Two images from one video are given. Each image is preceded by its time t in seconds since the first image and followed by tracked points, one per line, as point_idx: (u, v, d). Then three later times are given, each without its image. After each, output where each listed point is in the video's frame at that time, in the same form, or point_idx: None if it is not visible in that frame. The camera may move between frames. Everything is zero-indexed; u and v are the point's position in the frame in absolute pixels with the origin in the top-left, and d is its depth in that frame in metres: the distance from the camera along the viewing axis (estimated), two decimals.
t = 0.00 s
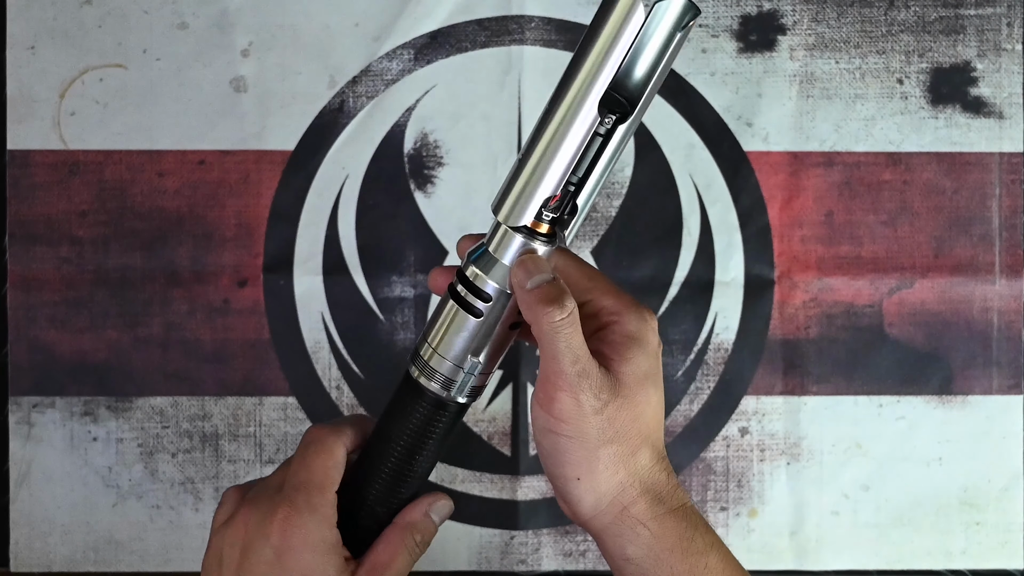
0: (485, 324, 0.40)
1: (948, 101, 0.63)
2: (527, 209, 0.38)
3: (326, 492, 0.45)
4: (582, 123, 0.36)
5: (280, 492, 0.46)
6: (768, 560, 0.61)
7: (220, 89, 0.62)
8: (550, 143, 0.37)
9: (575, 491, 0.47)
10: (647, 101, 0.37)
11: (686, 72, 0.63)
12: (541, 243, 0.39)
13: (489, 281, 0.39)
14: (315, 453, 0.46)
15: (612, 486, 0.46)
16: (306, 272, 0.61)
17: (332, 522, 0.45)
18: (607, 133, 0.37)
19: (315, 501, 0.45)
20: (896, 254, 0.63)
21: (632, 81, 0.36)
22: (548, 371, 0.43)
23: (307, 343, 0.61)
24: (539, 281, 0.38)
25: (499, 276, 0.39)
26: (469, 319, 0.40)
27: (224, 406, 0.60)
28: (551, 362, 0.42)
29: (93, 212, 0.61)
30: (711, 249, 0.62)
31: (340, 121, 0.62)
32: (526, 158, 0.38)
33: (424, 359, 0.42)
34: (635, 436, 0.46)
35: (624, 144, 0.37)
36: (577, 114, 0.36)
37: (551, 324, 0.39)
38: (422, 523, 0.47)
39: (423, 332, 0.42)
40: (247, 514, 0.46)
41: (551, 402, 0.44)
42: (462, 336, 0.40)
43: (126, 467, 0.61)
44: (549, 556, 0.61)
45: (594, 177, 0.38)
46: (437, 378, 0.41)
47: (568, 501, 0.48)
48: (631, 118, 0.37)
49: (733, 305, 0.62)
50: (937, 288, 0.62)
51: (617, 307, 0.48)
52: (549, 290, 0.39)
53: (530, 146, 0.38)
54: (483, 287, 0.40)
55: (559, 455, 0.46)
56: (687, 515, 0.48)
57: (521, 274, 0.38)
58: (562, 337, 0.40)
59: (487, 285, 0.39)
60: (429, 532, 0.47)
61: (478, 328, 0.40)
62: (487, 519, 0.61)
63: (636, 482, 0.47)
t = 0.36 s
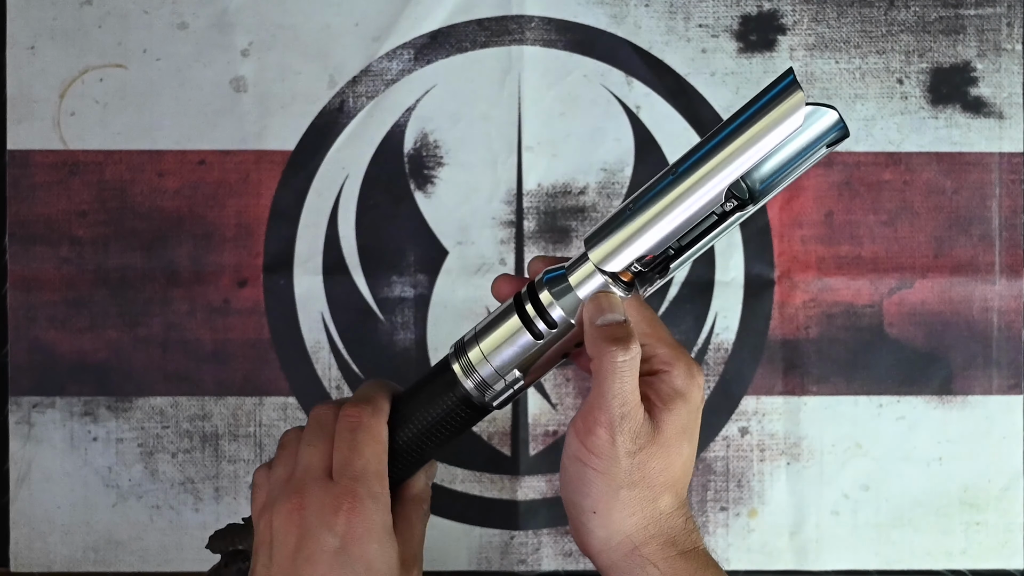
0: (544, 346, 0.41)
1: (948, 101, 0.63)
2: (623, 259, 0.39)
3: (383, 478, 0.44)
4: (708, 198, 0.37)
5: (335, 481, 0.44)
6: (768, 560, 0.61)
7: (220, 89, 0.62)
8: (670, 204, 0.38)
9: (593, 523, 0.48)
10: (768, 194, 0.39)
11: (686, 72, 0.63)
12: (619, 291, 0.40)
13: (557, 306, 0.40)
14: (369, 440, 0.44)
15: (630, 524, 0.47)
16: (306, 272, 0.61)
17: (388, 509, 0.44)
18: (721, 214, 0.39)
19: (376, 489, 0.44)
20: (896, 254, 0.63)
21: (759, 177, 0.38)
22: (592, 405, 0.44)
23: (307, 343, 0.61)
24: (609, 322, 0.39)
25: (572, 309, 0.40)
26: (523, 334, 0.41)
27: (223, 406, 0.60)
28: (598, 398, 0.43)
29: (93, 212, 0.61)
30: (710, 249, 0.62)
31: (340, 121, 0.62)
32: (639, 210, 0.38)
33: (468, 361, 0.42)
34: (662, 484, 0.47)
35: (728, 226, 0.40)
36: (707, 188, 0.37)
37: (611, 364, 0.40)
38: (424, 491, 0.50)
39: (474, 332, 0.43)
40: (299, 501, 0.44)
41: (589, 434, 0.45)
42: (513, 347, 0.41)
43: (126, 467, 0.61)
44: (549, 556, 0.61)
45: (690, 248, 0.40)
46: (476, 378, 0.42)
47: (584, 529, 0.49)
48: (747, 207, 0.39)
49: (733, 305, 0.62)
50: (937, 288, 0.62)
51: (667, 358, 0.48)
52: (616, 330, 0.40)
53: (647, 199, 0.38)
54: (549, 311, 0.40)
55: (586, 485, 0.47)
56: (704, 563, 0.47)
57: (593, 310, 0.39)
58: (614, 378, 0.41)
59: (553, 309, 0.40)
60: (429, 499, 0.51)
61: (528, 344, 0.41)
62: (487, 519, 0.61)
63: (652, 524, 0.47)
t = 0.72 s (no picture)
0: (566, 338, 0.41)
1: (948, 101, 0.63)
2: (646, 251, 0.39)
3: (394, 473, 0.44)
4: (730, 191, 0.38)
5: (346, 475, 0.43)
6: (768, 560, 0.61)
7: (220, 89, 0.62)
8: (691, 197, 0.38)
9: (615, 515, 0.48)
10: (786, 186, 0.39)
11: (686, 72, 0.63)
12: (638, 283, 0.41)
13: (578, 299, 0.41)
14: (382, 436, 0.44)
15: (652, 514, 0.47)
16: (306, 272, 0.61)
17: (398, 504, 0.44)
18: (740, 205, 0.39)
19: (388, 484, 0.43)
20: (896, 254, 0.63)
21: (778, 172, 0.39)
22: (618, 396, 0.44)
23: (306, 343, 0.61)
24: (633, 313, 0.40)
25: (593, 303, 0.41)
26: (542, 326, 0.41)
27: (223, 406, 0.60)
28: (623, 388, 0.43)
29: (93, 212, 0.61)
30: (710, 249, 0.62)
31: (340, 121, 0.62)
32: (660, 202, 0.39)
33: (487, 355, 0.42)
34: (683, 474, 0.47)
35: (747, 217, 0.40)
36: (729, 182, 0.37)
37: (636, 354, 0.41)
38: (434, 491, 0.49)
39: (492, 327, 0.43)
40: (309, 494, 0.44)
41: (613, 425, 0.45)
42: (531, 341, 0.41)
43: (126, 467, 0.61)
44: (550, 556, 0.61)
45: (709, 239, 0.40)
46: (494, 372, 0.42)
47: (603, 521, 0.49)
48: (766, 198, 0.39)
49: (733, 305, 0.62)
50: (936, 288, 0.62)
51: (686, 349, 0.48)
52: (640, 321, 0.40)
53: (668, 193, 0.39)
54: (569, 304, 0.41)
55: (608, 477, 0.47)
56: (717, 551, 0.49)
57: (615, 303, 0.40)
58: (639, 367, 0.41)
59: (573, 301, 0.41)
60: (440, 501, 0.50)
61: (547, 338, 0.41)
62: (487, 518, 0.61)
63: (673, 512, 0.48)
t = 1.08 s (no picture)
0: (554, 334, 0.41)
1: (948, 101, 0.63)
2: (631, 242, 0.39)
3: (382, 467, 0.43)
4: (714, 178, 0.38)
5: (333, 470, 0.43)
6: (768, 560, 0.61)
7: (220, 89, 0.62)
8: (676, 185, 0.38)
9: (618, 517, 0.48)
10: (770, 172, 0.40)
11: (686, 72, 0.63)
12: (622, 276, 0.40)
13: (564, 293, 0.40)
14: (366, 431, 0.44)
15: (653, 513, 0.47)
16: (306, 272, 0.61)
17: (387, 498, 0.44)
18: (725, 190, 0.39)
19: (375, 478, 0.43)
20: (896, 254, 0.63)
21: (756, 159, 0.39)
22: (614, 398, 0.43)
23: (307, 343, 0.61)
24: (624, 310, 0.39)
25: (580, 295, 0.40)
26: (530, 322, 0.40)
27: (223, 406, 0.60)
28: (617, 389, 0.43)
29: (93, 212, 0.61)
30: (711, 249, 0.62)
31: (340, 121, 0.62)
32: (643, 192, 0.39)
33: (475, 352, 0.42)
34: (681, 470, 0.47)
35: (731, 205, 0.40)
36: (712, 168, 0.37)
37: (627, 352, 0.40)
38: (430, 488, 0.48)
39: (479, 324, 0.42)
40: (298, 490, 0.44)
41: (611, 428, 0.45)
42: (520, 337, 0.41)
43: (126, 467, 0.61)
44: (550, 557, 0.61)
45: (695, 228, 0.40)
46: (484, 368, 0.42)
47: (605, 524, 0.49)
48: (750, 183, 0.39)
49: (733, 305, 0.62)
50: (936, 288, 0.62)
51: (673, 342, 0.49)
52: (631, 317, 0.40)
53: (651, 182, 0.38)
54: (556, 299, 0.40)
55: (607, 479, 0.47)
56: (717, 544, 0.49)
57: (604, 299, 0.39)
58: (632, 366, 0.41)
59: (560, 296, 0.40)
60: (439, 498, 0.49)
61: (535, 333, 0.41)
62: (487, 518, 0.61)
63: (674, 510, 0.48)
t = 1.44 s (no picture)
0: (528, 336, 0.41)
1: (948, 101, 0.63)
2: (612, 224, 0.39)
3: (365, 457, 0.43)
4: (690, 156, 0.38)
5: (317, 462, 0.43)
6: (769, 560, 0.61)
7: (220, 89, 0.62)
8: (658, 163, 0.38)
9: (612, 528, 0.48)
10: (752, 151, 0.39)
11: (686, 72, 0.63)
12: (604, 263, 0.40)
13: (550, 281, 0.40)
14: (347, 423, 0.44)
15: (647, 521, 0.47)
16: (306, 272, 0.61)
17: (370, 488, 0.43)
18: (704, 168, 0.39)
19: (357, 467, 0.43)
20: (896, 254, 0.63)
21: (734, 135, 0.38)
22: (587, 412, 0.43)
23: (307, 343, 0.61)
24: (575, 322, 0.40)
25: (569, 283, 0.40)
26: (520, 311, 0.41)
27: (223, 406, 0.60)
28: (587, 403, 0.43)
29: (93, 212, 0.61)
30: (711, 249, 0.62)
31: (340, 121, 0.62)
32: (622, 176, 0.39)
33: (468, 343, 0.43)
34: (669, 473, 0.47)
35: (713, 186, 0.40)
36: (692, 147, 0.38)
37: (585, 364, 0.40)
38: (428, 483, 0.47)
39: (469, 316, 0.43)
40: (284, 483, 0.44)
41: (589, 443, 0.45)
42: (510, 326, 0.41)
43: (126, 467, 0.61)
44: (549, 557, 0.61)
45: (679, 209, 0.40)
46: (474, 359, 0.42)
47: (601, 536, 0.49)
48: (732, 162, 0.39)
49: (733, 305, 0.62)
50: (936, 288, 0.62)
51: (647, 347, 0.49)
52: (583, 330, 0.40)
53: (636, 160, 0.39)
54: (542, 287, 0.41)
55: (595, 492, 0.47)
56: (715, 546, 0.49)
57: (554, 315, 0.39)
58: (596, 377, 0.41)
59: (546, 284, 0.40)
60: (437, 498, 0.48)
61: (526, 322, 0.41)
62: (487, 518, 0.61)
63: (667, 517, 0.48)
